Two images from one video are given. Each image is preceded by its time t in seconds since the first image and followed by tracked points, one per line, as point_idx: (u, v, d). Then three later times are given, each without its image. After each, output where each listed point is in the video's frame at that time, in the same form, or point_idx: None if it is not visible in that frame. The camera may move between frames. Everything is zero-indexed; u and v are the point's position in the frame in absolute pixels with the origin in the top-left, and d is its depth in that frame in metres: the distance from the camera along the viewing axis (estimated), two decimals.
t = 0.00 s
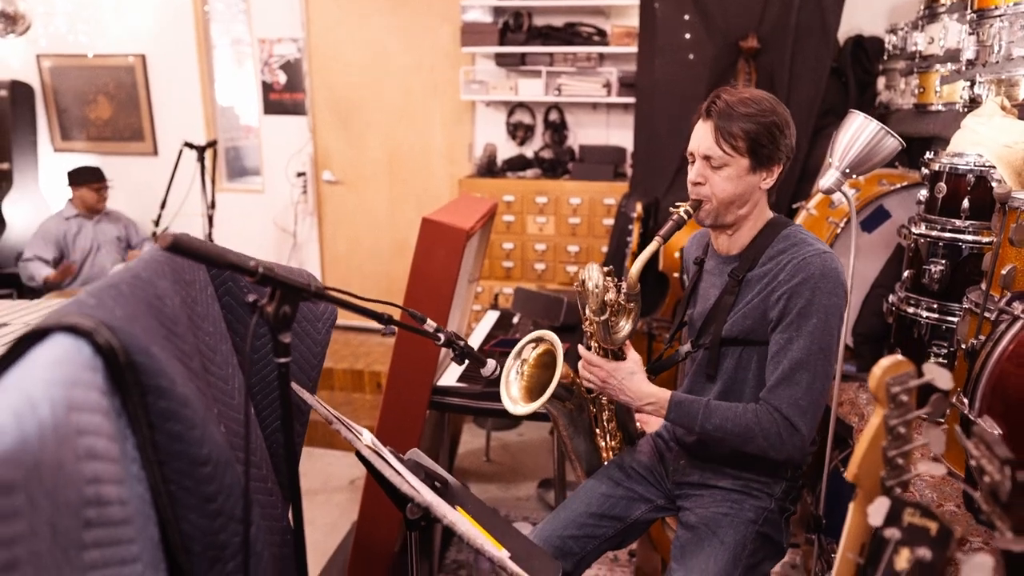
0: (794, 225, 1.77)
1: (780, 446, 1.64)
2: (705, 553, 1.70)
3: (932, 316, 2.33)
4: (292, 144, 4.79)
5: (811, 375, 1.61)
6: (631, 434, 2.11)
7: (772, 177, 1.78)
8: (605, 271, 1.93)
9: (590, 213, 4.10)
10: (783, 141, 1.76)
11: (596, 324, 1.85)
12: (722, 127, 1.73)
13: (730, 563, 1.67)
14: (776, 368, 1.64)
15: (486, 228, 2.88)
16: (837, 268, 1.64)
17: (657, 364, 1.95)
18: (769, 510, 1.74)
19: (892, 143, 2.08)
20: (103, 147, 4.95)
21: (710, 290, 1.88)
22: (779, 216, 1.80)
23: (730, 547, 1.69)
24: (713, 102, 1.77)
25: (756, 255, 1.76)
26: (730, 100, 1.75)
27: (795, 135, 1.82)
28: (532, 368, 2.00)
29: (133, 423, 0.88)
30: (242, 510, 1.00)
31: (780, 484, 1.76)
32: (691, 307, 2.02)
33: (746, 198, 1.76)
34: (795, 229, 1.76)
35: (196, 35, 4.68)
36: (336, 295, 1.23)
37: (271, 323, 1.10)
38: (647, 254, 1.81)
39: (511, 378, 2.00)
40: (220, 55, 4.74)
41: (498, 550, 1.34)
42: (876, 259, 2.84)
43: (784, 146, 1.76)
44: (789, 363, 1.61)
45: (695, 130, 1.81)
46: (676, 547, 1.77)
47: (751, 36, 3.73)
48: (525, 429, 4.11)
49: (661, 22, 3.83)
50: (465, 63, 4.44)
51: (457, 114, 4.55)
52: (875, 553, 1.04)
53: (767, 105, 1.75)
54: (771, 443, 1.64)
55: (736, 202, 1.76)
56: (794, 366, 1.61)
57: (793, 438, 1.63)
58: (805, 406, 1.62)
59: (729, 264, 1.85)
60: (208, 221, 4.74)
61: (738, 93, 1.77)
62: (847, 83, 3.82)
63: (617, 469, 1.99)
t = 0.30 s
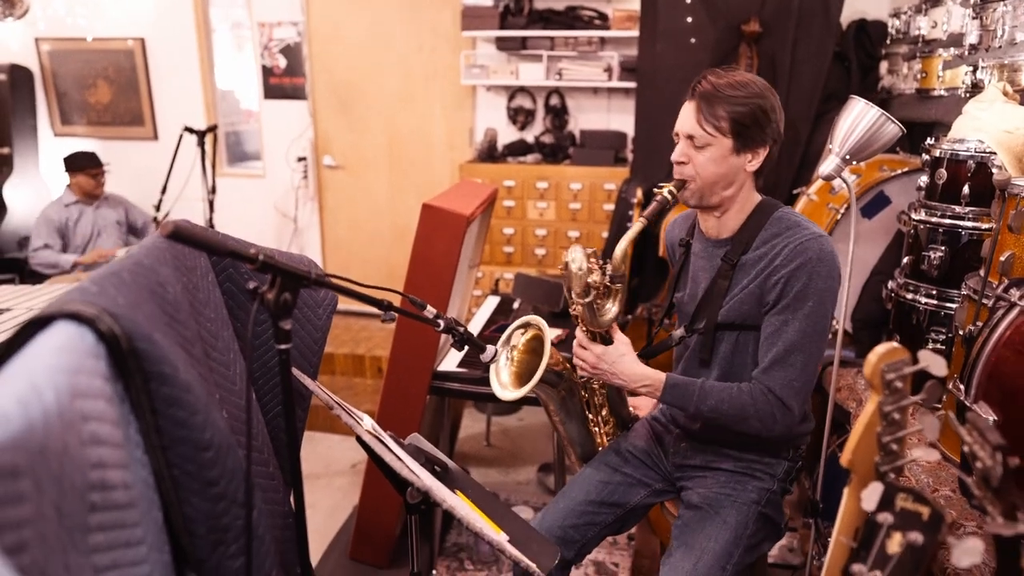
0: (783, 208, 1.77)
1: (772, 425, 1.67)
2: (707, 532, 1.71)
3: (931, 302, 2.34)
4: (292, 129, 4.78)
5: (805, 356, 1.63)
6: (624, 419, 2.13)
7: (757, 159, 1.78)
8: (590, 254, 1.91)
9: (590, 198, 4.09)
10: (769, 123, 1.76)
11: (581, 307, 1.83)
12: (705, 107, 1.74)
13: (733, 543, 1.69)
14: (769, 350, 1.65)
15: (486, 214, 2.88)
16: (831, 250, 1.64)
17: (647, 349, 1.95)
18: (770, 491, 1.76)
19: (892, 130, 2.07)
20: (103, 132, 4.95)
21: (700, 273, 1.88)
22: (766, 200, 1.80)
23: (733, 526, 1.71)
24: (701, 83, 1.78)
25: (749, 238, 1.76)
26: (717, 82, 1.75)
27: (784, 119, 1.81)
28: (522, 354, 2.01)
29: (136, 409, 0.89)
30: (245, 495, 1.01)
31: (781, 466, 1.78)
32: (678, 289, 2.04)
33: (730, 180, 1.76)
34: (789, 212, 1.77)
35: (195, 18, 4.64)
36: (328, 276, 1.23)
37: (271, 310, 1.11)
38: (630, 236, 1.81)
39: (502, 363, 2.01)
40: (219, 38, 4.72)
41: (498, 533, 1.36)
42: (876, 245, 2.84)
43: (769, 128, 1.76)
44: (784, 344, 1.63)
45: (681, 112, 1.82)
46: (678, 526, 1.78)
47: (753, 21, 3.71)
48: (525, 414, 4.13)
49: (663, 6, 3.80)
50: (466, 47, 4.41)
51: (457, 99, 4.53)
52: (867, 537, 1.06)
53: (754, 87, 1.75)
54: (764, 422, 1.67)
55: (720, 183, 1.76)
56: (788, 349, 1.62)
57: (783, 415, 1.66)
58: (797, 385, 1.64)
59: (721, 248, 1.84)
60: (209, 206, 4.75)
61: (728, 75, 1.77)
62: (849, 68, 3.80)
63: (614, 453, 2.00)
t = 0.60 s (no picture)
0: (811, 212, 1.78)
1: (793, 431, 1.68)
2: (712, 530, 1.72)
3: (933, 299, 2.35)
4: (295, 124, 4.78)
5: (825, 361, 1.65)
6: (633, 415, 2.13)
7: (794, 161, 1.80)
8: (630, 249, 1.94)
9: (592, 194, 4.10)
10: (808, 126, 1.77)
11: (617, 300, 1.88)
12: (751, 110, 1.73)
13: (737, 542, 1.70)
14: (790, 354, 1.67)
15: (489, 210, 2.88)
16: (854, 257, 1.66)
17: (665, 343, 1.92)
18: (774, 491, 1.77)
19: (895, 127, 2.07)
20: (106, 127, 4.97)
21: (722, 270, 1.88)
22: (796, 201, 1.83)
23: (737, 526, 1.72)
24: (741, 84, 1.77)
25: (772, 238, 1.77)
26: (758, 82, 1.75)
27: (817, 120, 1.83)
28: (544, 341, 2.02)
29: (145, 406, 0.90)
30: (251, 490, 1.03)
31: (785, 466, 1.79)
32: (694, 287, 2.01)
33: (769, 181, 1.77)
34: (813, 216, 1.77)
35: (197, 13, 4.64)
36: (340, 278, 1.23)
37: (277, 308, 1.12)
38: (668, 234, 1.82)
39: (522, 350, 2.03)
40: (221, 33, 4.73)
41: (501, 529, 1.37)
42: (878, 242, 2.84)
43: (808, 130, 1.77)
44: (805, 349, 1.64)
45: (721, 110, 1.81)
46: (679, 523, 1.80)
47: (756, 16, 3.70)
48: (527, 409, 4.14)
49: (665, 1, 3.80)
50: (468, 43, 4.41)
51: (460, 94, 4.53)
52: (867, 533, 1.07)
53: (792, 88, 1.75)
54: (784, 426, 1.68)
55: (761, 184, 1.77)
56: (810, 353, 1.64)
57: (804, 420, 1.67)
58: (818, 391, 1.65)
59: (745, 245, 1.85)
60: (211, 202, 4.75)
61: (765, 75, 1.77)
62: (852, 64, 3.79)
63: (617, 449, 2.01)
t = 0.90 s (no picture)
0: (792, 204, 1.78)
1: (788, 423, 1.66)
2: (707, 525, 1.72)
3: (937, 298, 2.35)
4: (298, 123, 4.78)
5: (813, 351, 1.63)
6: (634, 418, 2.11)
7: (775, 157, 1.79)
8: (614, 248, 1.94)
9: (595, 192, 4.10)
10: (787, 121, 1.76)
11: (603, 301, 1.87)
12: (729, 108, 1.72)
13: (732, 536, 1.70)
14: (777, 344, 1.65)
15: (492, 209, 2.88)
16: (832, 242, 1.65)
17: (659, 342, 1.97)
18: (772, 487, 1.77)
19: (900, 126, 2.08)
20: (109, 125, 4.97)
21: (709, 269, 1.90)
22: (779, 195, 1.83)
23: (731, 520, 1.72)
24: (719, 83, 1.77)
25: (754, 232, 1.78)
26: (735, 81, 1.75)
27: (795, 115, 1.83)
28: (538, 346, 2.00)
29: (156, 406, 0.90)
30: (260, 490, 1.03)
31: (783, 461, 1.79)
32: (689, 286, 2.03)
33: (750, 178, 1.77)
34: (794, 207, 1.78)
35: (200, 11, 4.64)
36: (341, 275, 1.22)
37: (286, 308, 1.13)
38: (653, 233, 1.82)
39: (517, 355, 2.01)
40: (225, 32, 4.73)
41: (507, 527, 1.38)
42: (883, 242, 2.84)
43: (787, 125, 1.77)
44: (792, 339, 1.63)
45: (699, 109, 1.80)
46: (681, 520, 1.80)
47: (759, 15, 3.70)
48: (529, 408, 4.14)
49: None
50: (471, 42, 4.41)
51: (462, 93, 4.53)
52: (874, 533, 1.08)
53: (769, 85, 1.75)
54: (777, 419, 1.66)
55: (742, 181, 1.77)
56: (795, 343, 1.63)
57: (796, 413, 1.65)
58: (808, 380, 1.63)
59: (728, 240, 1.87)
60: (215, 200, 4.76)
61: (742, 74, 1.77)
62: (856, 63, 3.78)
63: (621, 451, 2.02)
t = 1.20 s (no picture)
0: (772, 199, 1.77)
1: (771, 421, 1.63)
2: (711, 529, 1.72)
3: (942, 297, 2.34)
4: (300, 121, 4.78)
5: (795, 346, 1.60)
6: (628, 418, 2.14)
7: (747, 154, 1.78)
8: (586, 254, 1.94)
9: (598, 191, 4.09)
10: (757, 118, 1.75)
11: (579, 307, 1.86)
12: (695, 105, 1.72)
13: (733, 540, 1.70)
14: (758, 342, 1.63)
15: (495, 208, 2.88)
16: (810, 236, 1.63)
17: (648, 344, 1.96)
18: (773, 487, 1.76)
19: (904, 125, 2.08)
20: (112, 124, 4.97)
21: (696, 269, 1.89)
22: (757, 192, 1.81)
23: (734, 524, 1.71)
24: (687, 81, 1.77)
25: (735, 230, 1.77)
26: (703, 79, 1.75)
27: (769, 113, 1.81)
28: (524, 355, 2.00)
29: (164, 404, 0.90)
30: (266, 488, 1.03)
31: (785, 461, 1.78)
32: (680, 287, 2.04)
33: (721, 176, 1.77)
34: (775, 203, 1.76)
35: (203, 10, 4.65)
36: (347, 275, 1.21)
37: (292, 307, 1.12)
38: (625, 237, 1.82)
39: (503, 366, 2.01)
40: (227, 31, 4.73)
41: (512, 526, 1.38)
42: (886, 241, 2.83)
43: (757, 123, 1.76)
44: (771, 335, 1.61)
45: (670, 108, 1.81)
46: (684, 523, 1.80)
47: (763, 13, 3.70)
48: (532, 407, 4.14)
49: None
50: (474, 40, 4.41)
51: (464, 91, 4.53)
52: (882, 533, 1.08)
53: (738, 83, 1.75)
54: (759, 418, 1.63)
55: (712, 180, 1.77)
56: (776, 339, 1.60)
57: (779, 411, 1.62)
58: (790, 377, 1.61)
59: (711, 241, 1.86)
60: (218, 199, 4.76)
61: (712, 72, 1.76)
62: (859, 61, 3.78)
63: (623, 450, 2.01)
